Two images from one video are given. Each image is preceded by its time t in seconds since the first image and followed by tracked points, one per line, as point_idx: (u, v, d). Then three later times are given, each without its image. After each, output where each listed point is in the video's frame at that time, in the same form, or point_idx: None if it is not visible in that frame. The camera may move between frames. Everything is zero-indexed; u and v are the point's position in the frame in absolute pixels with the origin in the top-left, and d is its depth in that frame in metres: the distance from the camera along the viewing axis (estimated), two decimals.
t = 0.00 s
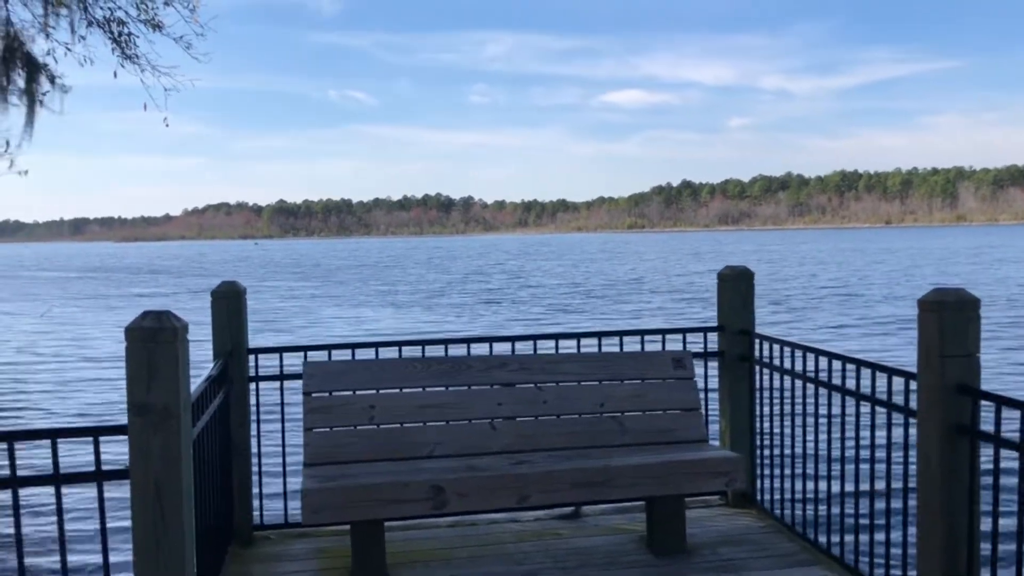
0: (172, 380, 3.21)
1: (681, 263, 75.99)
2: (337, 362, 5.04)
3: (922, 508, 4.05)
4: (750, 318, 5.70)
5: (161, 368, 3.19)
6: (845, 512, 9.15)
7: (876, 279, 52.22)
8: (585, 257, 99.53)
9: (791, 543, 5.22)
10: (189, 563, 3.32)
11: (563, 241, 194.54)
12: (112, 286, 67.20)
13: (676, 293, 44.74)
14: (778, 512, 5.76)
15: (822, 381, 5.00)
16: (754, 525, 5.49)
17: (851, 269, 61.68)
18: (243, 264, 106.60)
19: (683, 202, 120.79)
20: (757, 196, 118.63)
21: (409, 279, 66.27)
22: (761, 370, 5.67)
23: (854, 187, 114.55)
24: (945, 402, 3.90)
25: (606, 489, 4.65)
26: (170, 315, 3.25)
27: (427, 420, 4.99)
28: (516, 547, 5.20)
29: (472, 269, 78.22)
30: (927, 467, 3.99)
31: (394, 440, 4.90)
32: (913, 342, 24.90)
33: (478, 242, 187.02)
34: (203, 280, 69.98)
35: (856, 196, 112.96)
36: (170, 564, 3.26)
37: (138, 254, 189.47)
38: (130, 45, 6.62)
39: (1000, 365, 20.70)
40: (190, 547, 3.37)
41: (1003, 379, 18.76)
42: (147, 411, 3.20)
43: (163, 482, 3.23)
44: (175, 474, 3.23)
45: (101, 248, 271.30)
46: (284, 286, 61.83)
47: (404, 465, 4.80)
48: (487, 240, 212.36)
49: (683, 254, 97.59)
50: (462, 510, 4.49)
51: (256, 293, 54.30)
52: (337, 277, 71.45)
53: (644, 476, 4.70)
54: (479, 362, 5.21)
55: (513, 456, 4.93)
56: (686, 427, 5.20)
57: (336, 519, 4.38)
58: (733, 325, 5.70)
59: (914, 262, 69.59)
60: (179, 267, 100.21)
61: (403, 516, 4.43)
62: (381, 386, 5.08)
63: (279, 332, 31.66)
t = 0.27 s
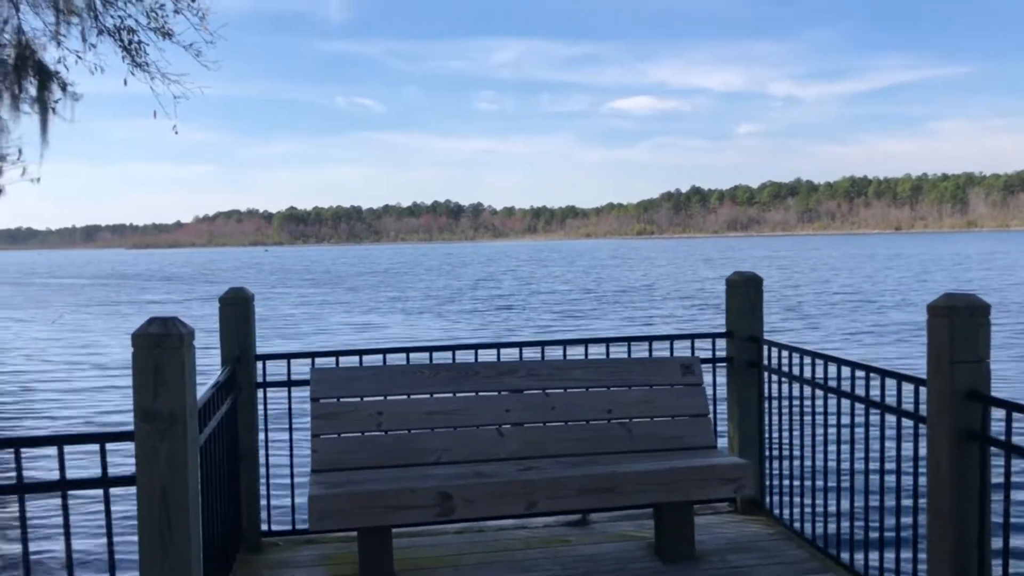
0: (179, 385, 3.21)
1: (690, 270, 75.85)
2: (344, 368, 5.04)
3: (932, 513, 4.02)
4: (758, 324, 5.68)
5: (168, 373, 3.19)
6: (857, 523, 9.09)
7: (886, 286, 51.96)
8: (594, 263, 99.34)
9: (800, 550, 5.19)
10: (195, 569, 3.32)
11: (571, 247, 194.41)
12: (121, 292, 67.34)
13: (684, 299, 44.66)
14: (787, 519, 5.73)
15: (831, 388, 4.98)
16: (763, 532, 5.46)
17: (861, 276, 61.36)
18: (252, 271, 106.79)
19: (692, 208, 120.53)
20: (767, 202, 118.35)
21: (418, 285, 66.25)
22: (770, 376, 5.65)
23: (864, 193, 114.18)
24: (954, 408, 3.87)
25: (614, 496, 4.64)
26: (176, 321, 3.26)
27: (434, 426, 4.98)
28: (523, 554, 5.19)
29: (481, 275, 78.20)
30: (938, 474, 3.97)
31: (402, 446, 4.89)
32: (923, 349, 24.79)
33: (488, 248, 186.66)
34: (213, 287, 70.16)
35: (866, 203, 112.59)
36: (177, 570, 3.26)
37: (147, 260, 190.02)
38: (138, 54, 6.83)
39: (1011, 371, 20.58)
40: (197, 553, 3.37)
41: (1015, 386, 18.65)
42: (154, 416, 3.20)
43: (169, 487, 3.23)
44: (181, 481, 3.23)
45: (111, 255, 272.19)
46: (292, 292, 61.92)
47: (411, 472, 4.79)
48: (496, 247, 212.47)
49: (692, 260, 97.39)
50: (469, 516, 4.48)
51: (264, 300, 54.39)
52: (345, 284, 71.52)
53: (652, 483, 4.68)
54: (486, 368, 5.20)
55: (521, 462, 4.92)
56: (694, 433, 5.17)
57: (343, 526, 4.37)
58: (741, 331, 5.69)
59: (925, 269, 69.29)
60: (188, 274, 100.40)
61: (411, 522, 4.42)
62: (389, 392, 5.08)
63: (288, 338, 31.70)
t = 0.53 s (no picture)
0: (184, 390, 3.20)
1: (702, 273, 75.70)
2: (352, 372, 5.04)
3: (944, 514, 3.97)
4: (767, 325, 5.65)
5: (173, 377, 3.19)
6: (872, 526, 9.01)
7: (900, 287, 51.69)
8: (606, 267, 99.16)
9: (812, 553, 5.15)
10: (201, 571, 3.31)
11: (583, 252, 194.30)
12: (134, 300, 67.60)
13: (696, 303, 44.55)
14: (800, 521, 5.68)
15: (841, 389, 4.94)
16: (775, 535, 5.42)
17: (874, 278, 61.05)
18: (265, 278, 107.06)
19: (704, 210, 120.26)
20: (779, 206, 118.01)
21: (430, 291, 66.28)
22: (780, 378, 5.61)
23: (876, 194, 113.72)
24: (966, 409, 3.83)
25: (623, 500, 4.61)
26: (181, 326, 3.25)
27: (443, 430, 4.97)
28: (533, 558, 5.16)
29: (492, 280, 78.20)
30: (950, 475, 3.92)
31: (412, 451, 4.88)
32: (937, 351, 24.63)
33: (500, 254, 186.81)
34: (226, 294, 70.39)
35: (878, 205, 112.12)
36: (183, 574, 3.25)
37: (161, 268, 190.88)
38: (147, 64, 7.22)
39: None
40: (202, 557, 3.35)
41: None
42: (160, 421, 3.19)
43: (175, 491, 3.22)
44: (186, 487, 3.23)
45: (126, 263, 273.47)
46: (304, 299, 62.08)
47: (419, 476, 4.78)
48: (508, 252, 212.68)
49: (705, 264, 97.16)
50: (478, 521, 4.47)
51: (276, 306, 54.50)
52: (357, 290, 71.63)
53: (661, 486, 4.66)
54: (494, 372, 5.19)
55: (530, 466, 4.90)
56: (704, 435, 5.14)
57: (353, 530, 4.36)
58: (751, 332, 5.66)
59: (938, 270, 68.91)
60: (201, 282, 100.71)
61: (419, 526, 4.41)
62: (397, 396, 5.07)
63: (299, 344, 31.76)
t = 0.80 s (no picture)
0: (173, 390, 3.10)
1: (710, 267, 75.35)
2: (351, 371, 4.94)
3: (959, 507, 3.86)
4: (775, 317, 5.52)
5: (160, 377, 3.09)
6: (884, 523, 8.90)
7: (910, 278, 51.36)
8: (614, 263, 98.91)
9: (824, 549, 5.03)
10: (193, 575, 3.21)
11: (590, 249, 193.91)
12: (142, 304, 67.60)
13: (704, 297, 44.28)
14: (811, 517, 5.56)
15: (852, 379, 4.82)
16: (786, 531, 5.30)
17: (884, 269, 60.68)
18: (273, 279, 107.09)
19: (712, 204, 119.83)
20: (787, 198, 117.45)
21: (438, 289, 66.18)
22: (789, 370, 5.49)
23: (885, 185, 113.05)
24: (980, 399, 3.72)
25: (630, 497, 4.51)
26: (168, 324, 3.16)
27: (445, 428, 4.87)
28: (538, 558, 5.06)
29: (500, 278, 78.04)
30: (965, 467, 3.80)
31: (413, 450, 4.79)
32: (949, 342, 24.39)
33: (507, 252, 186.55)
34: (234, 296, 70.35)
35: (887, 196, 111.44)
36: None
37: (169, 271, 191.03)
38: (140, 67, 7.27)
39: None
40: (194, 561, 3.26)
41: None
42: (149, 423, 3.10)
43: (166, 494, 3.12)
44: (176, 490, 3.13)
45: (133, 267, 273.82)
46: (312, 300, 62.03)
47: (421, 475, 4.68)
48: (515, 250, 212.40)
49: (713, 258, 96.77)
50: (481, 520, 4.37)
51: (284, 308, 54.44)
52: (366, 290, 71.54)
53: (669, 482, 4.54)
54: (496, 369, 5.09)
55: (533, 463, 4.79)
56: (712, 430, 5.03)
57: (353, 531, 4.27)
58: (759, 324, 5.53)
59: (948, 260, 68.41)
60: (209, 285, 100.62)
61: (420, 526, 4.32)
62: (397, 394, 4.97)
63: (306, 346, 31.67)
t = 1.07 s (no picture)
0: (150, 387, 2.95)
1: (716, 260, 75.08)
2: (346, 366, 4.79)
3: (978, 501, 3.68)
4: (782, 306, 5.35)
5: (136, 373, 2.94)
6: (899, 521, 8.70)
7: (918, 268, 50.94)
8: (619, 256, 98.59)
9: (835, 544, 4.87)
10: None
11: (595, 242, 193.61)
12: (147, 303, 67.56)
13: (709, 289, 44.07)
14: (821, 511, 5.39)
15: (862, 369, 4.65)
16: (797, 526, 5.13)
17: (892, 259, 60.21)
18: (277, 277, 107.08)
19: (716, 196, 119.47)
20: (791, 189, 117.02)
21: (442, 284, 65.93)
22: (798, 360, 5.32)
23: (890, 175, 112.58)
24: (998, 388, 3.55)
25: (634, 492, 4.34)
26: (144, 317, 3.01)
27: (443, 424, 4.71)
28: (541, 557, 4.90)
29: (505, 273, 77.90)
30: (984, 458, 3.64)
31: (410, 446, 4.63)
32: (956, 332, 24.16)
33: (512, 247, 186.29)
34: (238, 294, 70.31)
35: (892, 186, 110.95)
36: None
37: (174, 270, 191.08)
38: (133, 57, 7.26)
39: None
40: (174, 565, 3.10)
41: None
42: (125, 421, 2.95)
43: (144, 495, 2.97)
44: (155, 490, 2.97)
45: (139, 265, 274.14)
46: (317, 296, 61.94)
47: (418, 472, 4.53)
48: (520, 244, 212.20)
49: (717, 250, 96.47)
50: (480, 518, 4.21)
51: (288, 305, 54.35)
52: (370, 286, 71.46)
53: (674, 476, 4.38)
54: (495, 362, 4.93)
55: (534, 459, 4.63)
56: (719, 422, 4.87)
57: (348, 531, 4.11)
58: (765, 314, 5.36)
59: (955, 250, 68.06)
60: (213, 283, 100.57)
61: (417, 526, 4.16)
62: (393, 388, 4.82)
63: (310, 342, 31.55)
